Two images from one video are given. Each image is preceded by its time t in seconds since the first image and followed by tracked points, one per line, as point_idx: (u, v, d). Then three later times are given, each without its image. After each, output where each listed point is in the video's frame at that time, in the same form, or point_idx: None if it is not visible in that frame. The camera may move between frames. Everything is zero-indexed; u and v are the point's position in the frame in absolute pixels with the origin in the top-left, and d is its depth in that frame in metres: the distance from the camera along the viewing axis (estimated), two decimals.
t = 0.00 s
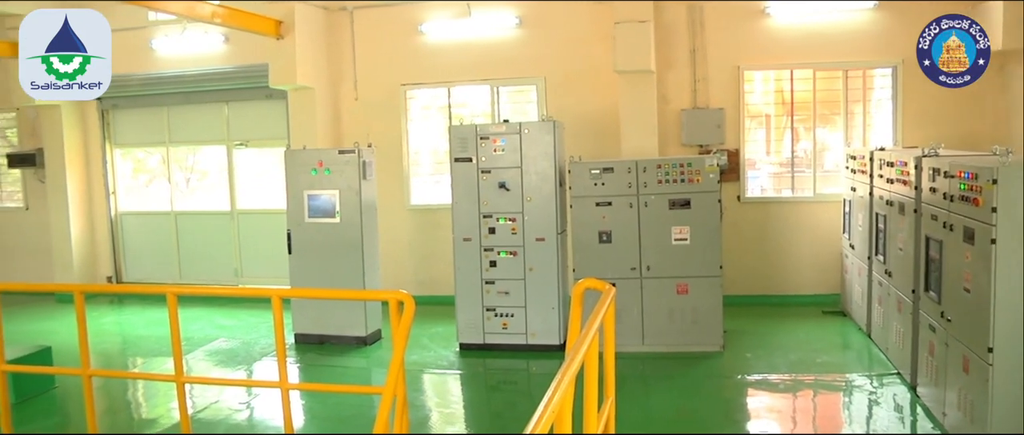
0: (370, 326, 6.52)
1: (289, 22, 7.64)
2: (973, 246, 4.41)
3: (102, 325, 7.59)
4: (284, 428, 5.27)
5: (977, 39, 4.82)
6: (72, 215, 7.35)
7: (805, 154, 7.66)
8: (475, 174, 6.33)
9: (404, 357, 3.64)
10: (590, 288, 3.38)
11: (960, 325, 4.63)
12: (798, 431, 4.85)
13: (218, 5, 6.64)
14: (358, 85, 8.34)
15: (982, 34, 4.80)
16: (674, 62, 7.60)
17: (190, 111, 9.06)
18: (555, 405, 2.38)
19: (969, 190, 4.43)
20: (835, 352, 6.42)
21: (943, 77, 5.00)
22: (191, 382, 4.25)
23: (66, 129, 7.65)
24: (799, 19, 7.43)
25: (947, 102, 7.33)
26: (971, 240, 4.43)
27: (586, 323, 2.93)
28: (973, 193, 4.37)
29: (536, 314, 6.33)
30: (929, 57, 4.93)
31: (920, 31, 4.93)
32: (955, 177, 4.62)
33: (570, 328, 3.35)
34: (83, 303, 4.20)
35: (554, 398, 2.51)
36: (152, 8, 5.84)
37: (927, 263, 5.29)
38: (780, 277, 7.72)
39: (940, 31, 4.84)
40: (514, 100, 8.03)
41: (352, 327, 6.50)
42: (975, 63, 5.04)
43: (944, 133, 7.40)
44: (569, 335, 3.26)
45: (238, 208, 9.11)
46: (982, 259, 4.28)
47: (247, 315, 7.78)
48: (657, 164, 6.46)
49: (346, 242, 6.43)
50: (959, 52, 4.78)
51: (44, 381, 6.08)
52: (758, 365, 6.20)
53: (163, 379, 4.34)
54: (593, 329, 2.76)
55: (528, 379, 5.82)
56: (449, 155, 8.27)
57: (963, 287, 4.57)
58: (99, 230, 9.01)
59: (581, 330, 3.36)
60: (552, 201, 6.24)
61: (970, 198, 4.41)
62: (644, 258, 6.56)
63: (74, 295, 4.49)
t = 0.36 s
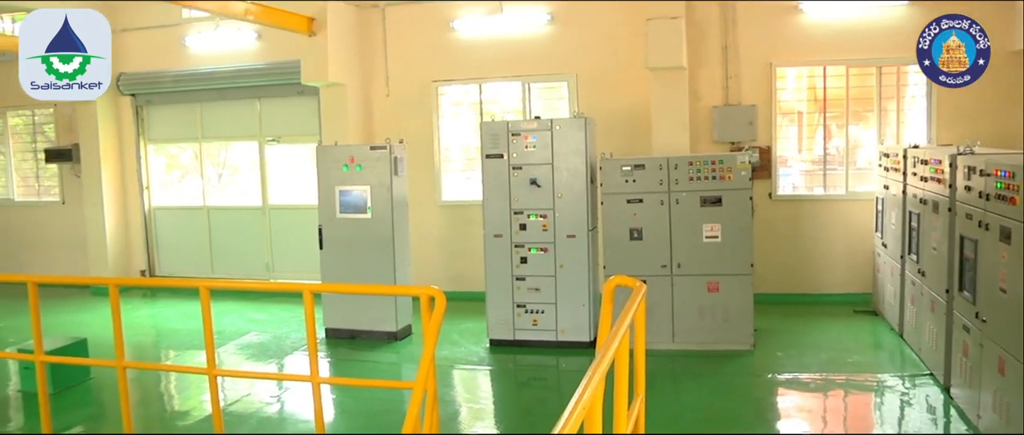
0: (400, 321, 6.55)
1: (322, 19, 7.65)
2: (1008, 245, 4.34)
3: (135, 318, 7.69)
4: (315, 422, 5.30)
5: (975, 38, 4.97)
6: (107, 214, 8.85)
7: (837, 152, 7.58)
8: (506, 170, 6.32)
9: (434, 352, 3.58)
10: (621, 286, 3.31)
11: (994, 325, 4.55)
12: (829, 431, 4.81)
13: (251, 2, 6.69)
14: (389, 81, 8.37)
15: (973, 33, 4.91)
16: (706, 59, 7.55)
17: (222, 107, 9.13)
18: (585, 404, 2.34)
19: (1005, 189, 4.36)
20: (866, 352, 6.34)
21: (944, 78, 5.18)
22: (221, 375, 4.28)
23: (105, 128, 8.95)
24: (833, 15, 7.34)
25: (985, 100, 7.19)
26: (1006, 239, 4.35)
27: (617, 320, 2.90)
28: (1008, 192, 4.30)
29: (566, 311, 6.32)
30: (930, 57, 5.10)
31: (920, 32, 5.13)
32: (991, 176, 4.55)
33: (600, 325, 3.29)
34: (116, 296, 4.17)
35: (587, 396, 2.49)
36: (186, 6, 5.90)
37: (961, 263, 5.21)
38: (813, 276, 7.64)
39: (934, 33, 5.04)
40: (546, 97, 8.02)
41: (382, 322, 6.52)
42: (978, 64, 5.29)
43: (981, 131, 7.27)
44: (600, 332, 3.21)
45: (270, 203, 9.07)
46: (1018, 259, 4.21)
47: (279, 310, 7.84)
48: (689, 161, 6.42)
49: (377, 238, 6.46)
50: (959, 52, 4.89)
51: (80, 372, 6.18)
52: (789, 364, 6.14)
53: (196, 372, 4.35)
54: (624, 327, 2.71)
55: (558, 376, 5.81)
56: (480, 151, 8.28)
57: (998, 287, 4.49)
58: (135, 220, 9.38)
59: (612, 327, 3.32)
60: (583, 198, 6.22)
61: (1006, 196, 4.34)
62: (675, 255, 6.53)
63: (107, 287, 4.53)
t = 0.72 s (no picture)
0: (424, 321, 6.56)
1: (347, 20, 7.70)
2: None
3: (161, 317, 7.77)
4: (339, 421, 5.33)
5: (976, 38, 4.99)
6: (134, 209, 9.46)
7: (863, 151, 7.50)
8: (530, 170, 6.32)
9: (459, 351, 3.57)
10: (645, 285, 3.30)
11: None
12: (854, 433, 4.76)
13: (276, 3, 6.72)
14: (414, 81, 8.40)
15: (974, 34, 4.89)
16: (731, 58, 7.51)
17: (248, 107, 9.18)
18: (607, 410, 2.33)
19: None
20: (893, 353, 6.27)
21: (944, 79, 5.02)
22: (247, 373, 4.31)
23: (132, 129, 9.40)
24: (859, 13, 7.27)
25: (1014, 98, 7.08)
26: None
27: (640, 321, 2.88)
28: None
29: (590, 311, 6.31)
30: (929, 57, 4.96)
31: (920, 31, 5.01)
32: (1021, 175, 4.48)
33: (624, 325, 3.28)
34: (142, 294, 4.24)
35: (609, 398, 2.48)
36: (213, 8, 5.93)
37: (990, 264, 5.14)
38: (839, 276, 7.57)
39: (934, 34, 4.94)
40: (570, 97, 8.00)
41: (407, 321, 6.54)
42: (978, 62, 5.14)
43: (1010, 130, 7.15)
44: (624, 333, 3.21)
45: (295, 203, 9.11)
46: None
47: (304, 309, 7.88)
48: (714, 161, 6.38)
49: (402, 238, 6.47)
50: (959, 51, 4.86)
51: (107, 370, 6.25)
52: (814, 365, 6.09)
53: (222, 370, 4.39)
54: (647, 329, 2.70)
55: (582, 376, 5.81)
56: (504, 151, 8.28)
57: None
58: (161, 223, 9.77)
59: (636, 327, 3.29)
60: (608, 198, 6.20)
61: None
62: (700, 255, 6.50)
63: (134, 286, 4.58)
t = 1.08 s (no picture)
0: (448, 316, 6.57)
1: (370, 16, 7.71)
2: None
3: (187, 311, 7.85)
4: (363, 415, 5.35)
5: (974, 39, 5.52)
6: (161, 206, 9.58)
7: (889, 146, 7.40)
8: (553, 165, 6.31)
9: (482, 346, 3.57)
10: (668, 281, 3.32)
11: None
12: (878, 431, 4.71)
13: None
14: (438, 77, 8.41)
15: (972, 35, 5.44)
16: (755, 53, 7.46)
17: (272, 103, 9.23)
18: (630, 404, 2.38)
19: None
20: (918, 351, 6.19)
21: (943, 78, 5.68)
22: (270, 366, 4.33)
23: (158, 126, 9.52)
24: (885, 6, 7.19)
25: None
26: None
27: (663, 317, 2.92)
28: None
29: (613, 307, 6.29)
30: (929, 58, 5.57)
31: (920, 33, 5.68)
32: None
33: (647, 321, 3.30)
34: (169, 289, 4.28)
35: (631, 394, 2.54)
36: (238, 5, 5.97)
37: (1017, 261, 5.06)
38: (864, 272, 7.50)
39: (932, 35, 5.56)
40: (594, 92, 7.98)
41: (430, 316, 6.56)
42: (978, 62, 5.84)
43: None
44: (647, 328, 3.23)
45: (319, 198, 9.17)
46: None
47: (327, 304, 7.92)
48: (737, 156, 6.34)
49: (425, 233, 6.49)
50: (959, 52, 5.37)
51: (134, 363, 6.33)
52: (838, 362, 6.03)
53: (247, 364, 4.43)
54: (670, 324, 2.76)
55: (605, 371, 5.80)
56: (527, 146, 8.27)
57: None
58: (186, 219, 9.84)
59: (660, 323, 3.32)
60: (631, 193, 6.18)
61: None
62: (723, 251, 6.46)
63: (160, 279, 4.63)
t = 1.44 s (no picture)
0: (470, 310, 6.59)
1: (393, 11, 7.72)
2: None
3: (211, 304, 7.91)
4: (385, 409, 5.37)
5: (977, 39, 5.84)
6: (184, 203, 9.62)
7: (914, 142, 7.31)
8: (576, 161, 6.29)
9: (504, 341, 3.57)
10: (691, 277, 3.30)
11: None
12: (902, 430, 4.67)
13: None
14: (461, 72, 8.41)
15: (980, 36, 5.83)
16: (779, 47, 7.41)
17: (296, 99, 9.28)
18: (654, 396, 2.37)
19: None
20: (944, 349, 6.11)
21: (944, 78, 6.05)
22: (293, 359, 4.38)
23: (182, 117, 9.53)
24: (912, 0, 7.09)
25: None
26: None
27: (686, 312, 2.82)
28: None
29: (636, 302, 6.27)
30: (929, 58, 5.97)
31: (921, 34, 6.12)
32: None
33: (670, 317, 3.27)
34: (192, 282, 4.33)
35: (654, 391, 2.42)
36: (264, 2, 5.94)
37: None
38: (890, 269, 7.44)
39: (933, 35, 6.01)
40: (617, 87, 7.95)
41: (452, 311, 6.58)
42: (983, 63, 5.91)
43: None
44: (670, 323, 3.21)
45: (342, 192, 9.20)
46: None
47: (350, 297, 7.96)
48: (761, 151, 6.30)
49: (448, 227, 6.49)
50: (959, 52, 5.72)
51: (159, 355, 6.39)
52: (862, 360, 5.98)
53: (270, 356, 4.48)
54: (694, 318, 2.74)
55: (627, 367, 5.79)
56: (550, 141, 8.25)
57: None
58: (210, 211, 9.91)
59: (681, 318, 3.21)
60: (654, 188, 6.15)
61: None
62: (747, 247, 6.43)
63: (184, 272, 4.67)
